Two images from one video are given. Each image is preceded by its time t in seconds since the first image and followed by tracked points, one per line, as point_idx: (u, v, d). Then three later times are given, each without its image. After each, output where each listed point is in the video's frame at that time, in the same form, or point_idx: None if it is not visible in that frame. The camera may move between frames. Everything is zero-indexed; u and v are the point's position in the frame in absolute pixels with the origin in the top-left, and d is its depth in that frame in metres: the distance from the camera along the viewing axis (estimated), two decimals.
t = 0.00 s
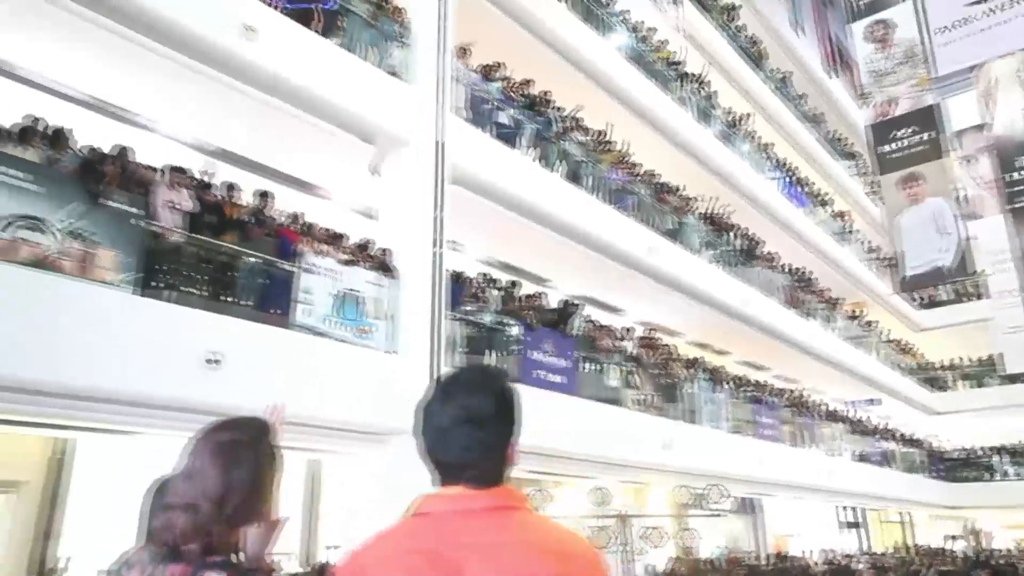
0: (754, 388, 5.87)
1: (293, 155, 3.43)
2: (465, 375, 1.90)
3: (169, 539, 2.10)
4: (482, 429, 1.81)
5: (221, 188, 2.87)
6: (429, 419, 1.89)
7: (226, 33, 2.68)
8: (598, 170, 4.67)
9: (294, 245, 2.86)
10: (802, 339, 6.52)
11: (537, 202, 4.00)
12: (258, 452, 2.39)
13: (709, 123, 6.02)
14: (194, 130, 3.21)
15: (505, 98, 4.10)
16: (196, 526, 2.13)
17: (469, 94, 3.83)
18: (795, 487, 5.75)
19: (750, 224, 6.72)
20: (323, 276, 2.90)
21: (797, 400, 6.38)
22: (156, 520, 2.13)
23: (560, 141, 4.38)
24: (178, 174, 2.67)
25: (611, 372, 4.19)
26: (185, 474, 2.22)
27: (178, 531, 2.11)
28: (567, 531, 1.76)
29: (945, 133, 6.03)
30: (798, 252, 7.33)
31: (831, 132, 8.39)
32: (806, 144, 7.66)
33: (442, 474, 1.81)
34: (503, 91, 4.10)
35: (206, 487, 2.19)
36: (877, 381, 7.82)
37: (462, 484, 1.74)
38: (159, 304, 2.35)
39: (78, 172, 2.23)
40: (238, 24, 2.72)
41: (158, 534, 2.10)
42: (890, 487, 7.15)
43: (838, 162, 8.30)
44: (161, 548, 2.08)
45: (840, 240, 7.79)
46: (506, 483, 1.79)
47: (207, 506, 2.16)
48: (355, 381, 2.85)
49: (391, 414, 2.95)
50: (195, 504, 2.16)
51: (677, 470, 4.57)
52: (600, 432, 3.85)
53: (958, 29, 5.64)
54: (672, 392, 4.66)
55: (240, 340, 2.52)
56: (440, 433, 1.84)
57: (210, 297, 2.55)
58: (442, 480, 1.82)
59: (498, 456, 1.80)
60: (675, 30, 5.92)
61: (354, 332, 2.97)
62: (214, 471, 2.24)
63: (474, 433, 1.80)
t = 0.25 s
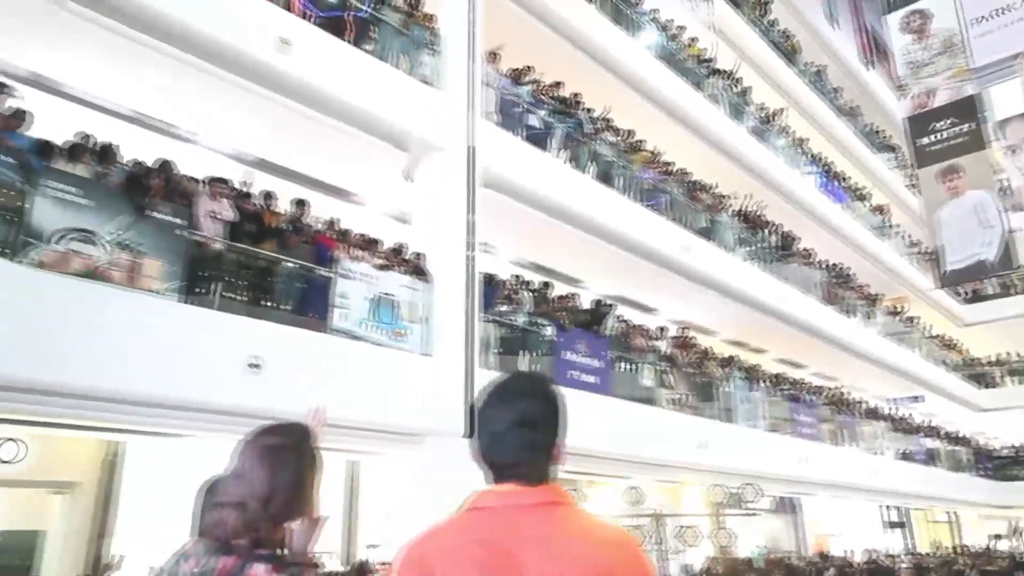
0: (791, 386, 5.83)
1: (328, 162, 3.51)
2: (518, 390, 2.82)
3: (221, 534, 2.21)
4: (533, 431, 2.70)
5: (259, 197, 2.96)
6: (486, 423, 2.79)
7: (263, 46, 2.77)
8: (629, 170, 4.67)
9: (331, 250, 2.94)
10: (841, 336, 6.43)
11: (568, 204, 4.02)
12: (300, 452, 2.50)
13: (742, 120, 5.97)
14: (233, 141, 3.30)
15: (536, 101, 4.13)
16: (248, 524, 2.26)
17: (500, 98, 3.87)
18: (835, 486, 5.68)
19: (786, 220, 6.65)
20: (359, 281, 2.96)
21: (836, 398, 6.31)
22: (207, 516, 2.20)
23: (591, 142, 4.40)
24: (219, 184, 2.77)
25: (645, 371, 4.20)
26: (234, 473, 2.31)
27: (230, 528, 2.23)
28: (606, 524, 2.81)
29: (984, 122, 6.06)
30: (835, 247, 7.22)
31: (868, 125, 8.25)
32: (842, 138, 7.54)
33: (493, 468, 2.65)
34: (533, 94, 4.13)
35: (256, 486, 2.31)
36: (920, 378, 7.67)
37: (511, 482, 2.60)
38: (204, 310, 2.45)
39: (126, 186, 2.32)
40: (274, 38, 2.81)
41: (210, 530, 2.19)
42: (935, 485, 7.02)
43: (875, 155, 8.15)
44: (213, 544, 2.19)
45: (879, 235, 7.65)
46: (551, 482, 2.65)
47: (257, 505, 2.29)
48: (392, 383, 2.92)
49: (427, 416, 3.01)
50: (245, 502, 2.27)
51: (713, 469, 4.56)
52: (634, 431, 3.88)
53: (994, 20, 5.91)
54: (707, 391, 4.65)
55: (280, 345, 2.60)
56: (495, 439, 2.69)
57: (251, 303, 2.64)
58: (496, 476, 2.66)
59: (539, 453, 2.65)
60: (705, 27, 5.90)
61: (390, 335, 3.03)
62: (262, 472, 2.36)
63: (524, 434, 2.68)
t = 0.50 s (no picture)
0: (813, 384, 5.71)
1: (349, 167, 3.56)
2: (564, 394, 2.56)
3: (254, 532, 2.26)
4: (583, 432, 2.45)
5: (282, 202, 3.01)
6: (533, 425, 2.50)
7: (284, 55, 2.84)
8: (650, 170, 4.66)
9: (354, 254, 2.98)
10: (865, 333, 6.37)
11: (587, 204, 4.03)
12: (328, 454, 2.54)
13: (762, 116, 5.93)
14: (256, 147, 3.37)
15: (555, 102, 4.14)
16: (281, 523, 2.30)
17: (518, 100, 3.89)
18: (860, 484, 5.63)
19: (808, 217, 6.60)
20: (381, 283, 2.98)
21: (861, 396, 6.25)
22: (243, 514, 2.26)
23: (610, 142, 4.41)
24: (244, 190, 2.81)
25: (666, 370, 4.19)
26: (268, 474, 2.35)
27: (264, 526, 2.27)
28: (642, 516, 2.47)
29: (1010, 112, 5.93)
30: (859, 244, 7.15)
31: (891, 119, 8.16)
32: (865, 133, 7.47)
33: (541, 468, 2.41)
34: (552, 95, 4.15)
35: (289, 487, 2.36)
36: (947, 375, 7.57)
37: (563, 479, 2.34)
38: (231, 314, 2.51)
39: (154, 192, 2.36)
40: (296, 45, 2.88)
41: (244, 528, 2.25)
42: (963, 484, 6.90)
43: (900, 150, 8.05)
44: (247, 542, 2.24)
45: (903, 230, 7.56)
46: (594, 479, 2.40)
47: (289, 504, 2.33)
48: (413, 383, 2.96)
49: (449, 416, 3.05)
50: (277, 502, 2.32)
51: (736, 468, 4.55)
52: (655, 431, 3.88)
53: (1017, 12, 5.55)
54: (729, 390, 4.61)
55: (304, 348, 2.65)
56: (544, 439, 2.45)
57: (275, 306, 2.69)
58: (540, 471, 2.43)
59: (588, 456, 2.40)
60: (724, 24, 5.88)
61: (411, 336, 3.07)
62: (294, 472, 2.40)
63: (576, 433, 2.43)
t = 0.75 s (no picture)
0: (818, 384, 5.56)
1: (354, 168, 3.58)
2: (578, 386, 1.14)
3: (264, 523, 2.16)
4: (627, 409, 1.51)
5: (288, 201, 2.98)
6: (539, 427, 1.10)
7: (290, 55, 2.85)
8: (654, 169, 4.66)
9: (360, 254, 2.93)
10: (871, 333, 6.35)
11: (592, 204, 4.03)
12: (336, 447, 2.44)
13: (768, 116, 5.92)
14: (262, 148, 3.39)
15: (560, 102, 4.14)
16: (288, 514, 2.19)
17: (523, 100, 3.89)
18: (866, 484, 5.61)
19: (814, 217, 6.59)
20: (389, 283, 2.92)
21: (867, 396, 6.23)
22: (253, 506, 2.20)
23: (615, 142, 4.41)
24: (250, 189, 2.79)
25: (671, 370, 4.13)
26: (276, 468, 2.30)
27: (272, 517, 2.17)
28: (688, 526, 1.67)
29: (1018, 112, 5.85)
30: (865, 243, 7.13)
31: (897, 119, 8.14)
32: (871, 133, 7.44)
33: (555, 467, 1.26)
34: (557, 95, 4.15)
35: (296, 478, 2.28)
36: (954, 375, 7.54)
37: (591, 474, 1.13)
38: (237, 313, 2.52)
39: (163, 193, 2.33)
40: (302, 46, 2.90)
41: (254, 519, 2.16)
42: (971, 485, 6.85)
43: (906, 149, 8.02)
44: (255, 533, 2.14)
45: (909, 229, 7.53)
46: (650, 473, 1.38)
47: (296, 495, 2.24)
48: (418, 383, 2.97)
49: (453, 416, 3.06)
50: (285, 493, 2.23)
51: (741, 467, 4.54)
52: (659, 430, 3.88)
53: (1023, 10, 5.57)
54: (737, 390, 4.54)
55: (309, 347, 2.67)
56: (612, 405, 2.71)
57: (280, 307, 2.67)
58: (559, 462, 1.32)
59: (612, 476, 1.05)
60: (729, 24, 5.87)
61: (416, 335, 3.05)
62: (301, 464, 2.32)
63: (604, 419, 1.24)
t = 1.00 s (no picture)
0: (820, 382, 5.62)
1: (356, 164, 3.59)
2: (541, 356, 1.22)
3: (261, 498, 2.18)
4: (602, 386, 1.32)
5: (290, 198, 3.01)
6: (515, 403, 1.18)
7: (291, 51, 2.85)
8: (656, 166, 4.66)
9: (361, 250, 2.93)
10: (873, 330, 6.34)
11: (593, 200, 4.03)
12: (335, 430, 2.48)
13: (769, 113, 5.91)
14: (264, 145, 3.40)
15: (561, 98, 4.14)
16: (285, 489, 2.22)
17: (524, 96, 3.90)
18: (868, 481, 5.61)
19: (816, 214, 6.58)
20: (389, 279, 2.94)
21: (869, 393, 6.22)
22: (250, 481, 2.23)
23: (617, 139, 4.40)
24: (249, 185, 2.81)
25: (673, 367, 4.14)
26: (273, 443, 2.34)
27: (268, 491, 2.19)
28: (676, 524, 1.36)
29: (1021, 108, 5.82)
30: (866, 240, 7.12)
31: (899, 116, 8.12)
32: (873, 130, 7.43)
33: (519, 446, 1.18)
34: (558, 91, 4.15)
35: (293, 454, 2.31)
36: (956, 372, 7.53)
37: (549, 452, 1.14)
38: (238, 308, 2.53)
39: (163, 188, 2.35)
40: (304, 42, 2.90)
41: (251, 494, 2.19)
42: (973, 483, 6.87)
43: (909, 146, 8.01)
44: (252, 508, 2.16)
45: (911, 227, 7.51)
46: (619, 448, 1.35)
47: (293, 470, 2.27)
48: (419, 378, 2.98)
49: (454, 411, 3.07)
50: (282, 469, 2.26)
51: (743, 464, 4.54)
52: (660, 427, 3.88)
53: None
54: (738, 387, 4.55)
55: (310, 342, 2.67)
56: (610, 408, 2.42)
57: (282, 302, 2.69)
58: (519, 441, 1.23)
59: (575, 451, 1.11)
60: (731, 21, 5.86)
61: (418, 331, 3.07)
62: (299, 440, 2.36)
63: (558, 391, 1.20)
